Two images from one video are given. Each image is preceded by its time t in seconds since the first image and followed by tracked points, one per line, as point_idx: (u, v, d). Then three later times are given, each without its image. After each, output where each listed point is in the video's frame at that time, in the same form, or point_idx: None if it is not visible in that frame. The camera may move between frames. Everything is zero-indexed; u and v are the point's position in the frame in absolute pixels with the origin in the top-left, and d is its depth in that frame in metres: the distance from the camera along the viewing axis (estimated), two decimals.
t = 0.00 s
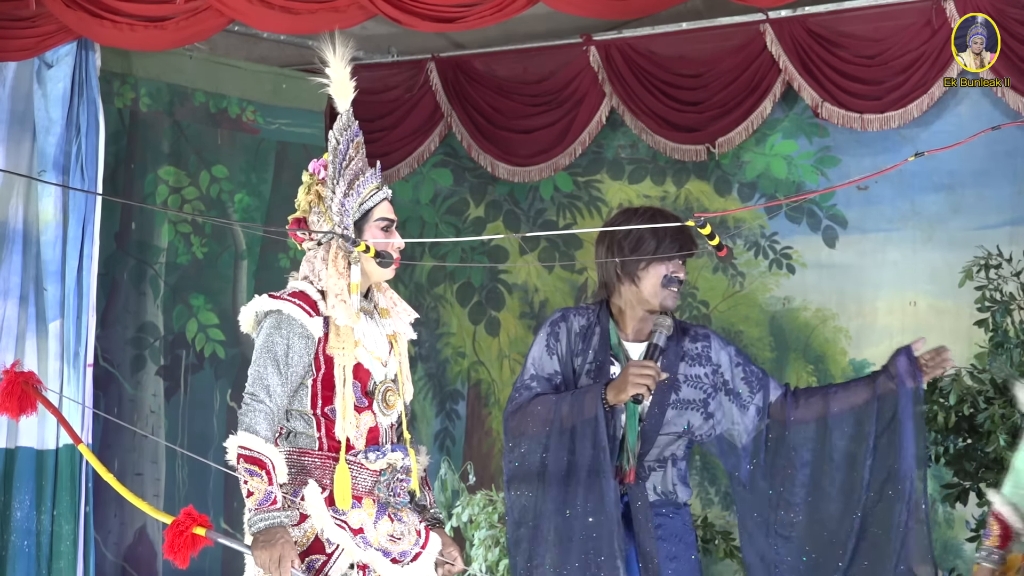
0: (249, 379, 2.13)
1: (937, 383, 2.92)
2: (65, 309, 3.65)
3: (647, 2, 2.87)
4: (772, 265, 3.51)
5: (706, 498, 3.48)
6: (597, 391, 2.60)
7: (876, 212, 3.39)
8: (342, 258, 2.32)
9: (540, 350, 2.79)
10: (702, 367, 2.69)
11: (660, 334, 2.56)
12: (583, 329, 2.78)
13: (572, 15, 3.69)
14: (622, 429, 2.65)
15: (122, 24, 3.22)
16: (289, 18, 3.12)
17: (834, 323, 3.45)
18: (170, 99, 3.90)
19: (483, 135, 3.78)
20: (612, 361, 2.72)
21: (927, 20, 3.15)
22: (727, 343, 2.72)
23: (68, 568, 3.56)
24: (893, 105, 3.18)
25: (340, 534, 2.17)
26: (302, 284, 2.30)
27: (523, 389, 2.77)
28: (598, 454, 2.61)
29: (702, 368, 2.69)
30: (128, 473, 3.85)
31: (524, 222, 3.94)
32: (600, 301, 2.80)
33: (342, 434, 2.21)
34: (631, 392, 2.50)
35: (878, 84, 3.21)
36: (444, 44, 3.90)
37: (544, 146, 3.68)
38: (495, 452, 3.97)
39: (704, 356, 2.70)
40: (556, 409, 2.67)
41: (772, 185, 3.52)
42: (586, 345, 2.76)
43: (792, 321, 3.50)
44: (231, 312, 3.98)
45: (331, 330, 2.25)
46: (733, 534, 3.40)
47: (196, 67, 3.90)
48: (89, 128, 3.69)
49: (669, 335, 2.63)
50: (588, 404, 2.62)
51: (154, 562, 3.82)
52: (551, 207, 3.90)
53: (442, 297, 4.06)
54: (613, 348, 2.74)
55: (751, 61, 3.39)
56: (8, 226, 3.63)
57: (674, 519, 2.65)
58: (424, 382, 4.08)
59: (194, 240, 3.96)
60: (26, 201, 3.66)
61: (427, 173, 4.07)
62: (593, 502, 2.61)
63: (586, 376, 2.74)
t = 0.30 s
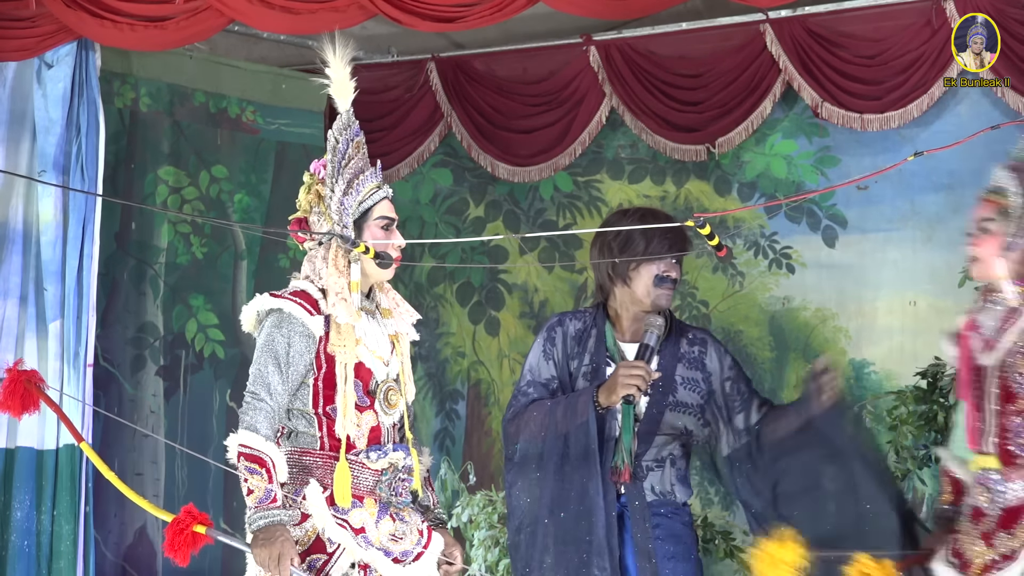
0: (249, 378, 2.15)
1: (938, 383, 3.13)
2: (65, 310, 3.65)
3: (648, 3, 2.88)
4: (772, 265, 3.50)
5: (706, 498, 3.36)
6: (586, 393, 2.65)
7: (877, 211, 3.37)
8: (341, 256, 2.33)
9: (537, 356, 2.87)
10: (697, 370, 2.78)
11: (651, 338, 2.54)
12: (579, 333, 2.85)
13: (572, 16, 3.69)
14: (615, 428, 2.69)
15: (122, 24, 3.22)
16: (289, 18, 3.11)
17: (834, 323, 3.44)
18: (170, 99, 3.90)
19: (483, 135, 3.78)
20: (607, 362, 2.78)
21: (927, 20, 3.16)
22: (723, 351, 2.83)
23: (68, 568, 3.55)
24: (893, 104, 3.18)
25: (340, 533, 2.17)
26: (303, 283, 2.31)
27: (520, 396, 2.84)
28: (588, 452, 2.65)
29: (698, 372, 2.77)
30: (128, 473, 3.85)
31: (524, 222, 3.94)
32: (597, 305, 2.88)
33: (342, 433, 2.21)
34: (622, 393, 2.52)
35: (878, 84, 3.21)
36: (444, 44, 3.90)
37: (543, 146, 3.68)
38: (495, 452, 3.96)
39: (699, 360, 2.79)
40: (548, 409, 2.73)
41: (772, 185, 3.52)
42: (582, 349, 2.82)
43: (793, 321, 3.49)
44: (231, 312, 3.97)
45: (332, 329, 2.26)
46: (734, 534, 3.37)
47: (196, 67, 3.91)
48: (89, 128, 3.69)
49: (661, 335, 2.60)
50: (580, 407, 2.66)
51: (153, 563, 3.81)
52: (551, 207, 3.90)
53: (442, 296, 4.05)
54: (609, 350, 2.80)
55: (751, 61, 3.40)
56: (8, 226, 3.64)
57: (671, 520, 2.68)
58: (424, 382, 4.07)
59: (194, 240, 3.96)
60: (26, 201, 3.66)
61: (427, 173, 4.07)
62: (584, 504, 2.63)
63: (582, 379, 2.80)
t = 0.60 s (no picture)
0: (249, 378, 2.15)
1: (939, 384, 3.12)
2: (65, 310, 3.65)
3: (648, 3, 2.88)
4: (772, 265, 3.39)
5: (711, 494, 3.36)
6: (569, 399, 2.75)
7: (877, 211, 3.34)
8: (338, 255, 2.33)
9: (532, 364, 3.00)
10: (689, 368, 2.81)
11: (634, 340, 2.59)
12: (573, 336, 2.97)
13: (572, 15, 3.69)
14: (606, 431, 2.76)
15: (122, 24, 3.22)
16: (289, 18, 3.11)
17: (834, 323, 3.28)
18: (170, 99, 3.90)
19: (483, 135, 3.78)
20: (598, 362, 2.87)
21: (927, 20, 3.16)
22: (713, 343, 2.86)
23: (68, 568, 3.55)
24: (893, 104, 3.17)
25: (341, 532, 2.16)
26: (303, 283, 2.32)
27: (514, 403, 2.96)
28: (577, 461, 2.73)
29: (689, 371, 2.81)
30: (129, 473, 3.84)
31: (524, 222, 3.94)
32: (591, 310, 2.98)
33: (343, 431, 2.21)
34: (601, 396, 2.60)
35: (878, 85, 3.21)
36: (444, 44, 3.90)
37: (543, 146, 3.68)
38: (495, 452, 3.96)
39: (692, 359, 2.82)
40: (538, 418, 2.83)
41: (772, 185, 3.51)
42: (574, 354, 2.93)
43: (792, 321, 3.45)
44: (230, 312, 3.98)
45: (330, 328, 2.26)
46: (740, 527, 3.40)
47: (196, 67, 3.91)
48: (89, 128, 3.68)
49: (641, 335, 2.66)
50: (566, 410, 2.75)
51: (153, 563, 3.81)
52: (551, 207, 3.90)
53: (442, 296, 4.05)
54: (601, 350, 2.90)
55: (750, 61, 3.40)
56: (8, 226, 3.63)
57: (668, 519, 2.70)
58: (424, 382, 4.08)
59: (194, 240, 3.96)
60: (26, 201, 3.65)
61: (427, 173, 4.07)
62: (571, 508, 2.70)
63: (574, 381, 2.90)
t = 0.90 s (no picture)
0: (247, 379, 2.16)
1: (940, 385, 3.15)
2: (65, 310, 3.65)
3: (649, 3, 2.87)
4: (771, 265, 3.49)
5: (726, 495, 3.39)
6: (557, 402, 2.81)
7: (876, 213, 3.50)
8: (334, 255, 2.35)
9: (529, 369, 2.99)
10: (686, 368, 2.80)
11: (620, 340, 2.64)
12: (568, 340, 2.96)
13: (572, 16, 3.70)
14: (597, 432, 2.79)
15: (122, 24, 3.22)
16: (289, 18, 3.12)
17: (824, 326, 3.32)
18: (170, 99, 3.89)
19: (483, 135, 3.78)
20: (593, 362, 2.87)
21: (927, 20, 3.17)
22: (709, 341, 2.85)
23: (68, 569, 3.56)
24: (893, 104, 3.18)
25: (340, 532, 2.16)
26: (302, 283, 2.31)
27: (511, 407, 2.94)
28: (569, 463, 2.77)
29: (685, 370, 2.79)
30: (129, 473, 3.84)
31: (524, 222, 3.94)
32: (589, 313, 2.99)
33: (343, 431, 2.21)
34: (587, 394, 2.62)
35: (878, 84, 3.21)
36: (444, 44, 3.90)
37: (543, 146, 3.68)
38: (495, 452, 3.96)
39: (688, 359, 2.80)
40: (531, 425, 2.85)
41: (771, 185, 3.54)
42: (570, 357, 2.93)
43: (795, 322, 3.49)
44: (230, 312, 3.98)
45: (328, 327, 2.25)
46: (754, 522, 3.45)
47: (196, 67, 3.90)
48: (89, 128, 3.68)
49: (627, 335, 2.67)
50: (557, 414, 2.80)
51: (153, 563, 3.81)
52: (551, 207, 3.90)
53: (442, 296, 4.05)
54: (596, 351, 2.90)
55: (751, 61, 3.39)
56: (7, 226, 3.62)
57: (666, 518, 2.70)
58: (424, 382, 4.07)
59: (194, 240, 3.96)
60: (26, 201, 3.64)
61: (427, 173, 4.07)
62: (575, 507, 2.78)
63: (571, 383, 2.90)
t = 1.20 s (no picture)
0: (247, 378, 2.16)
1: (938, 383, 3.17)
2: (65, 309, 3.65)
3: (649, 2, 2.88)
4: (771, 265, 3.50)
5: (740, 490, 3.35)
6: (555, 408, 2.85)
7: (876, 212, 3.51)
8: (332, 257, 2.34)
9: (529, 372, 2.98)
10: (684, 368, 2.78)
11: (617, 339, 2.56)
12: (566, 343, 2.95)
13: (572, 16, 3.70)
14: (597, 434, 2.78)
15: (122, 24, 3.22)
16: (288, 18, 3.12)
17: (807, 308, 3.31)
18: (170, 99, 3.90)
19: (483, 135, 3.78)
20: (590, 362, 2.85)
21: (927, 20, 3.17)
22: (706, 343, 2.84)
23: (68, 568, 3.55)
24: (893, 104, 3.18)
25: (339, 532, 2.15)
26: (302, 283, 2.32)
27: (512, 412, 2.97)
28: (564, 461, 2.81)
29: (684, 370, 2.78)
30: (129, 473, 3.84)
31: (523, 222, 3.95)
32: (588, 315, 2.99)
33: (343, 431, 2.21)
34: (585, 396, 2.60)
35: (878, 84, 3.20)
36: (444, 44, 3.90)
37: (543, 146, 3.68)
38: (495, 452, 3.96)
39: (687, 358, 2.79)
40: (530, 431, 2.90)
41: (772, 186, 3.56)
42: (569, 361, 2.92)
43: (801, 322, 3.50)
44: (230, 312, 3.98)
45: (327, 327, 2.25)
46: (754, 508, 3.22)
47: (196, 67, 3.91)
48: (88, 128, 3.69)
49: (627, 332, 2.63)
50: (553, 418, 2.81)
51: (154, 563, 3.81)
52: (550, 207, 3.90)
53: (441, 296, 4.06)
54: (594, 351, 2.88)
55: (750, 61, 3.39)
56: (7, 226, 3.61)
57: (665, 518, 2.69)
58: (424, 382, 4.07)
59: (194, 240, 3.96)
60: (26, 201, 3.64)
61: (427, 173, 4.08)
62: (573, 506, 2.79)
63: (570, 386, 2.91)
